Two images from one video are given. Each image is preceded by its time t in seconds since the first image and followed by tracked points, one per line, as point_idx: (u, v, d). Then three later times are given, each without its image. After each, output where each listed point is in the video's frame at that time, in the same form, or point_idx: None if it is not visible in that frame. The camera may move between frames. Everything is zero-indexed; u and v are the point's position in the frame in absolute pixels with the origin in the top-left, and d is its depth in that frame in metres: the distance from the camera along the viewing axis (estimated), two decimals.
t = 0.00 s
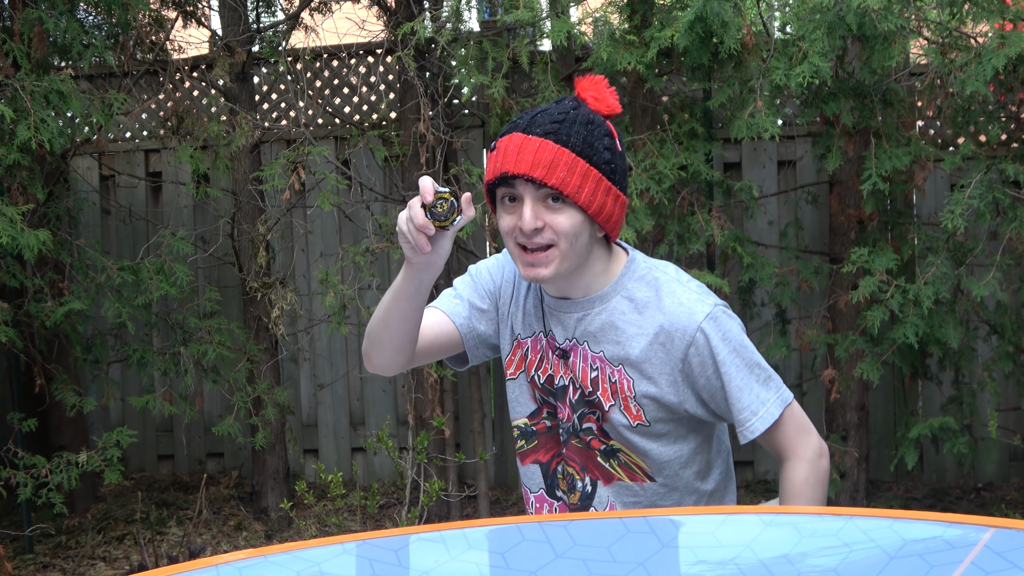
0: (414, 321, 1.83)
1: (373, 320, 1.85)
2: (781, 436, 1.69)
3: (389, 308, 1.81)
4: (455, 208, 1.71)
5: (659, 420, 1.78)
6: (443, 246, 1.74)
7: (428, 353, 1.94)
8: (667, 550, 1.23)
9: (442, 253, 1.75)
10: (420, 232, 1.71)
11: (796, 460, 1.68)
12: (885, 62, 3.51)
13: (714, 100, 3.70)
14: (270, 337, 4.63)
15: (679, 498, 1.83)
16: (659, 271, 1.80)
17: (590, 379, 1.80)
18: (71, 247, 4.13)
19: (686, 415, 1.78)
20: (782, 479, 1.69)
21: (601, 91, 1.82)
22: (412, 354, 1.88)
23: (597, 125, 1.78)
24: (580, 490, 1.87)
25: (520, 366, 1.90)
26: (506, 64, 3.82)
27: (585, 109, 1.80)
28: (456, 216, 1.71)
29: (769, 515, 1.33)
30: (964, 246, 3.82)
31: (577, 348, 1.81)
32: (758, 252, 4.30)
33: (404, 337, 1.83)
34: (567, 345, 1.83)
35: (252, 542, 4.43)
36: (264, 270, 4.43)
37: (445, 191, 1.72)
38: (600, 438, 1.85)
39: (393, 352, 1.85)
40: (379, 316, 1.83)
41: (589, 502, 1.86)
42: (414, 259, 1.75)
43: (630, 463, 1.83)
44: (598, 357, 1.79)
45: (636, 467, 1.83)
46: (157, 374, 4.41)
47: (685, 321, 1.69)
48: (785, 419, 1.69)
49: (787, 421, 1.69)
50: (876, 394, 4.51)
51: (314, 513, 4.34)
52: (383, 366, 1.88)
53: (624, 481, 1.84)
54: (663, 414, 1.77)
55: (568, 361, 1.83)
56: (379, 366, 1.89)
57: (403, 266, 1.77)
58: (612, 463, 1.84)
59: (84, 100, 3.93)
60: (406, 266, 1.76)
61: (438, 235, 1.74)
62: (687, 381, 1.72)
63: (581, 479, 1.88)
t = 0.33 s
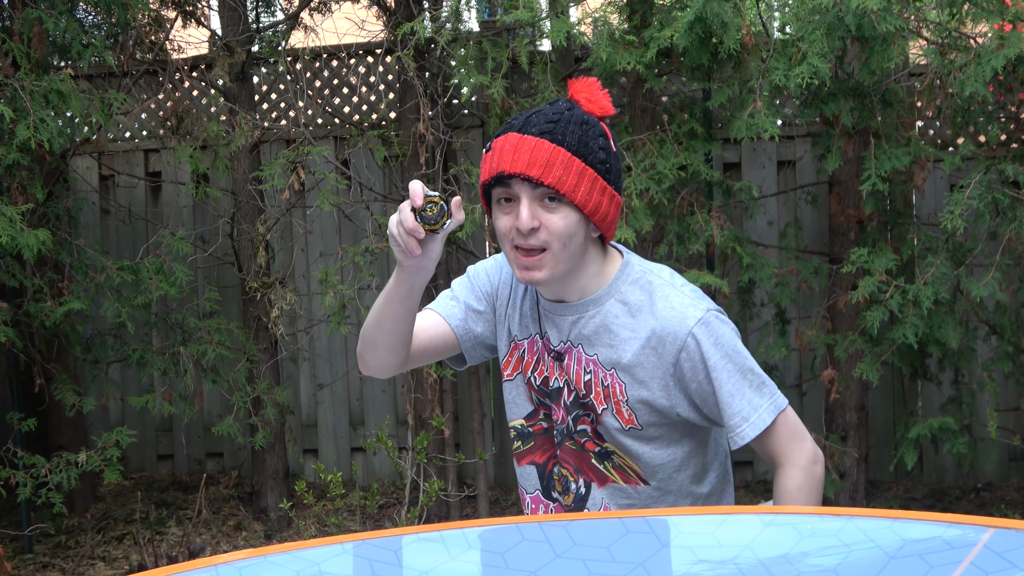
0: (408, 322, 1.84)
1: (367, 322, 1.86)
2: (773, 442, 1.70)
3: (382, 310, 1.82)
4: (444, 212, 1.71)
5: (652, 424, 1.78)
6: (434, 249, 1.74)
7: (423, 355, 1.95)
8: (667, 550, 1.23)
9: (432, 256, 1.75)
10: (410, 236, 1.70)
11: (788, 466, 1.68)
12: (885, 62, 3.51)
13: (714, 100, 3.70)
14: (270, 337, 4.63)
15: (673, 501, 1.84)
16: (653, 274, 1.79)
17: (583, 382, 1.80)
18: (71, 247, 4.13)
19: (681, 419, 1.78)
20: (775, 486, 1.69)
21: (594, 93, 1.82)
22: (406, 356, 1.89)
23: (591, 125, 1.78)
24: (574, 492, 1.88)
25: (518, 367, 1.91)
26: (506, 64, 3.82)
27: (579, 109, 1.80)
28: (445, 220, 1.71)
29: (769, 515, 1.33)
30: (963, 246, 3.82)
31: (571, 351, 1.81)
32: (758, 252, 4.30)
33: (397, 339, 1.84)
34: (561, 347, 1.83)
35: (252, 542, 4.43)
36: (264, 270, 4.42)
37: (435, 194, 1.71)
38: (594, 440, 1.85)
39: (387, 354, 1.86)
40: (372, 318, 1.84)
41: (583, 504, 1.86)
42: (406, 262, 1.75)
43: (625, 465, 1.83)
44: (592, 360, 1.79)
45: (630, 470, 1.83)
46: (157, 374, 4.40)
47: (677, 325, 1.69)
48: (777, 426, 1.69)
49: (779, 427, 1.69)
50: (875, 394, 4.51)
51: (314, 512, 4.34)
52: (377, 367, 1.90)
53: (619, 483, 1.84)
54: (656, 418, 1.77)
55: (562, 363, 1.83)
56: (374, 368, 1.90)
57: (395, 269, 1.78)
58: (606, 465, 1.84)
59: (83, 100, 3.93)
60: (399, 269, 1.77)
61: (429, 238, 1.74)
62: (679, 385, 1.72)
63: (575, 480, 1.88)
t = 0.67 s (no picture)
0: (404, 320, 1.84)
1: (363, 321, 1.86)
2: (769, 442, 1.70)
3: (378, 309, 1.82)
4: (441, 208, 1.71)
5: (650, 423, 1.78)
6: (431, 247, 1.75)
7: (419, 355, 1.95)
8: (666, 550, 1.23)
9: (430, 253, 1.76)
10: (407, 233, 1.71)
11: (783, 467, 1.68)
12: (885, 61, 3.51)
13: (713, 99, 3.70)
14: (270, 337, 4.63)
15: (671, 499, 1.84)
16: (650, 273, 1.79)
17: (580, 381, 1.80)
18: (71, 247, 4.13)
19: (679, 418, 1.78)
20: (771, 487, 1.69)
21: (588, 92, 1.81)
22: (402, 355, 1.89)
23: (586, 123, 1.78)
24: (572, 491, 1.88)
25: (516, 366, 1.91)
26: (506, 64, 3.82)
27: (574, 109, 1.80)
28: (443, 217, 1.72)
29: (769, 515, 1.33)
30: (963, 245, 3.82)
31: (568, 351, 1.81)
32: (758, 252, 4.30)
33: (394, 338, 1.84)
34: (559, 346, 1.83)
35: (252, 542, 4.43)
36: (264, 270, 4.42)
37: (432, 192, 1.72)
38: (592, 439, 1.85)
39: (383, 353, 1.86)
40: (368, 317, 1.84)
41: (581, 503, 1.86)
42: (403, 259, 1.75)
43: (622, 465, 1.83)
44: (589, 359, 1.79)
45: (628, 469, 1.83)
46: (157, 374, 4.40)
47: (674, 323, 1.69)
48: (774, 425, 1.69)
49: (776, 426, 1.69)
50: (875, 394, 4.51)
51: (314, 512, 4.33)
52: (373, 367, 1.89)
53: (616, 483, 1.84)
54: (654, 417, 1.77)
55: (559, 363, 1.83)
56: (370, 367, 1.90)
57: (392, 267, 1.78)
58: (604, 465, 1.84)
59: (83, 100, 3.93)
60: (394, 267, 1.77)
61: (426, 236, 1.74)
62: (676, 383, 1.72)
63: (572, 480, 1.87)
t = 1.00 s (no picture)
0: (402, 326, 1.84)
1: (360, 328, 1.86)
2: (776, 436, 1.72)
3: (377, 315, 1.82)
4: (441, 211, 1.70)
5: (657, 419, 1.79)
6: (432, 248, 1.75)
7: (414, 362, 1.95)
8: (666, 550, 1.23)
9: (431, 255, 1.76)
10: (409, 236, 1.70)
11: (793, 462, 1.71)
12: (884, 61, 3.52)
13: (713, 100, 3.70)
14: (269, 336, 4.63)
15: (670, 497, 1.84)
16: (652, 270, 1.82)
17: (586, 379, 1.80)
18: (70, 247, 4.13)
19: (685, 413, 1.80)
20: (791, 480, 1.71)
21: (577, 90, 1.84)
22: (399, 361, 1.88)
23: (583, 124, 1.78)
24: (574, 492, 1.86)
25: (515, 370, 1.89)
26: (506, 64, 3.82)
27: (566, 109, 1.80)
28: (444, 218, 1.71)
29: (768, 515, 1.33)
30: (962, 246, 3.83)
31: (573, 350, 1.82)
32: (757, 252, 4.30)
33: (392, 343, 1.84)
34: (563, 346, 1.83)
35: (252, 542, 4.44)
36: (263, 270, 4.42)
37: (432, 193, 1.70)
38: (594, 440, 1.83)
39: (381, 359, 1.85)
40: (366, 323, 1.83)
41: (584, 504, 1.85)
42: (403, 263, 1.75)
43: (625, 464, 1.83)
44: (595, 357, 1.80)
45: (630, 468, 1.83)
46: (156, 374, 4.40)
47: (685, 315, 1.72)
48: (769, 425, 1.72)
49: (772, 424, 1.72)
50: (874, 394, 4.51)
51: (314, 512, 4.34)
52: (370, 374, 1.89)
53: (618, 482, 1.83)
54: (660, 413, 1.78)
55: (563, 362, 1.83)
56: (367, 374, 1.89)
57: (391, 272, 1.77)
58: (606, 465, 1.84)
59: (83, 100, 3.93)
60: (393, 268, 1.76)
61: (427, 238, 1.74)
62: (684, 378, 1.74)
63: (575, 481, 1.86)
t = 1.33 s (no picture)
0: (403, 326, 1.82)
1: (360, 326, 1.83)
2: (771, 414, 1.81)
3: (380, 314, 1.80)
4: (453, 216, 1.70)
5: (668, 417, 1.80)
6: (442, 254, 1.73)
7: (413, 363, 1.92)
8: (667, 549, 1.23)
9: (440, 260, 1.73)
10: (422, 242, 1.69)
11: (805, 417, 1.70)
12: (885, 60, 3.52)
13: (714, 99, 3.70)
14: (270, 336, 4.63)
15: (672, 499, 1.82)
16: (659, 270, 1.87)
17: (599, 377, 1.81)
18: (71, 247, 4.13)
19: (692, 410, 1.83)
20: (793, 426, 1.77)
21: (597, 92, 1.82)
22: (398, 361, 1.86)
23: (606, 124, 1.78)
24: (576, 493, 1.83)
25: (521, 371, 1.88)
26: (506, 64, 3.82)
27: (586, 109, 1.79)
28: (456, 225, 1.70)
29: (769, 515, 1.33)
30: (963, 245, 3.82)
31: (586, 349, 1.83)
32: (758, 251, 4.30)
33: (393, 343, 1.82)
34: (575, 345, 1.84)
35: (252, 542, 4.44)
36: (264, 270, 4.42)
37: (444, 200, 1.70)
38: (601, 441, 1.82)
39: (380, 358, 1.83)
40: (367, 321, 1.81)
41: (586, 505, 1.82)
42: (411, 265, 1.73)
43: (631, 465, 1.81)
44: (609, 354, 1.81)
45: (636, 469, 1.81)
46: (157, 373, 4.40)
47: (702, 310, 1.78)
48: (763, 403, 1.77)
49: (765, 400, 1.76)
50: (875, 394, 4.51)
51: (314, 512, 4.33)
52: (367, 374, 1.86)
53: (623, 484, 1.81)
54: (672, 411, 1.80)
55: (575, 362, 1.84)
56: (364, 374, 1.86)
57: (398, 272, 1.75)
58: (612, 467, 1.81)
59: (83, 100, 3.93)
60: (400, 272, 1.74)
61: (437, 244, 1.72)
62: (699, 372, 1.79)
63: (579, 482, 1.83)
